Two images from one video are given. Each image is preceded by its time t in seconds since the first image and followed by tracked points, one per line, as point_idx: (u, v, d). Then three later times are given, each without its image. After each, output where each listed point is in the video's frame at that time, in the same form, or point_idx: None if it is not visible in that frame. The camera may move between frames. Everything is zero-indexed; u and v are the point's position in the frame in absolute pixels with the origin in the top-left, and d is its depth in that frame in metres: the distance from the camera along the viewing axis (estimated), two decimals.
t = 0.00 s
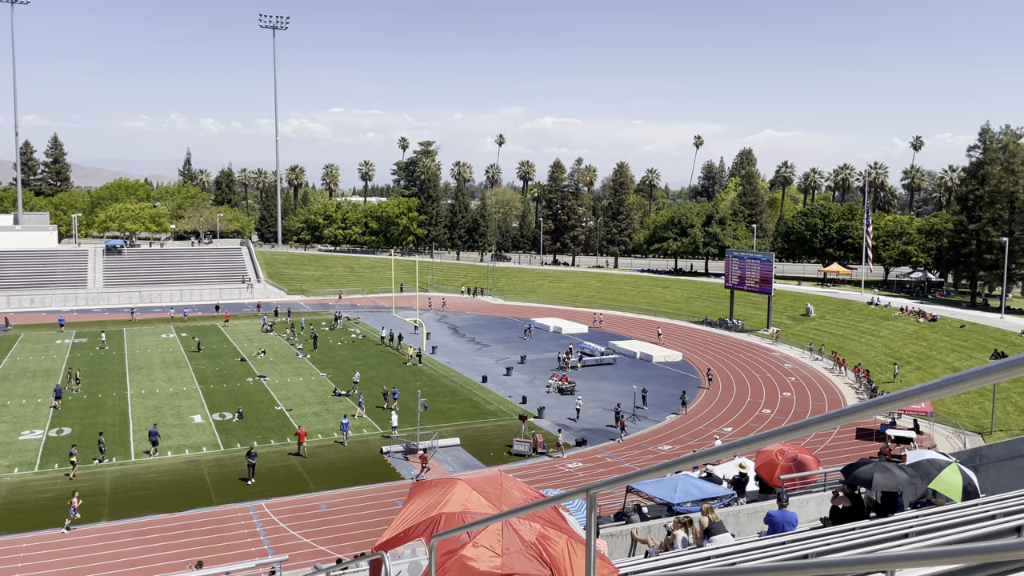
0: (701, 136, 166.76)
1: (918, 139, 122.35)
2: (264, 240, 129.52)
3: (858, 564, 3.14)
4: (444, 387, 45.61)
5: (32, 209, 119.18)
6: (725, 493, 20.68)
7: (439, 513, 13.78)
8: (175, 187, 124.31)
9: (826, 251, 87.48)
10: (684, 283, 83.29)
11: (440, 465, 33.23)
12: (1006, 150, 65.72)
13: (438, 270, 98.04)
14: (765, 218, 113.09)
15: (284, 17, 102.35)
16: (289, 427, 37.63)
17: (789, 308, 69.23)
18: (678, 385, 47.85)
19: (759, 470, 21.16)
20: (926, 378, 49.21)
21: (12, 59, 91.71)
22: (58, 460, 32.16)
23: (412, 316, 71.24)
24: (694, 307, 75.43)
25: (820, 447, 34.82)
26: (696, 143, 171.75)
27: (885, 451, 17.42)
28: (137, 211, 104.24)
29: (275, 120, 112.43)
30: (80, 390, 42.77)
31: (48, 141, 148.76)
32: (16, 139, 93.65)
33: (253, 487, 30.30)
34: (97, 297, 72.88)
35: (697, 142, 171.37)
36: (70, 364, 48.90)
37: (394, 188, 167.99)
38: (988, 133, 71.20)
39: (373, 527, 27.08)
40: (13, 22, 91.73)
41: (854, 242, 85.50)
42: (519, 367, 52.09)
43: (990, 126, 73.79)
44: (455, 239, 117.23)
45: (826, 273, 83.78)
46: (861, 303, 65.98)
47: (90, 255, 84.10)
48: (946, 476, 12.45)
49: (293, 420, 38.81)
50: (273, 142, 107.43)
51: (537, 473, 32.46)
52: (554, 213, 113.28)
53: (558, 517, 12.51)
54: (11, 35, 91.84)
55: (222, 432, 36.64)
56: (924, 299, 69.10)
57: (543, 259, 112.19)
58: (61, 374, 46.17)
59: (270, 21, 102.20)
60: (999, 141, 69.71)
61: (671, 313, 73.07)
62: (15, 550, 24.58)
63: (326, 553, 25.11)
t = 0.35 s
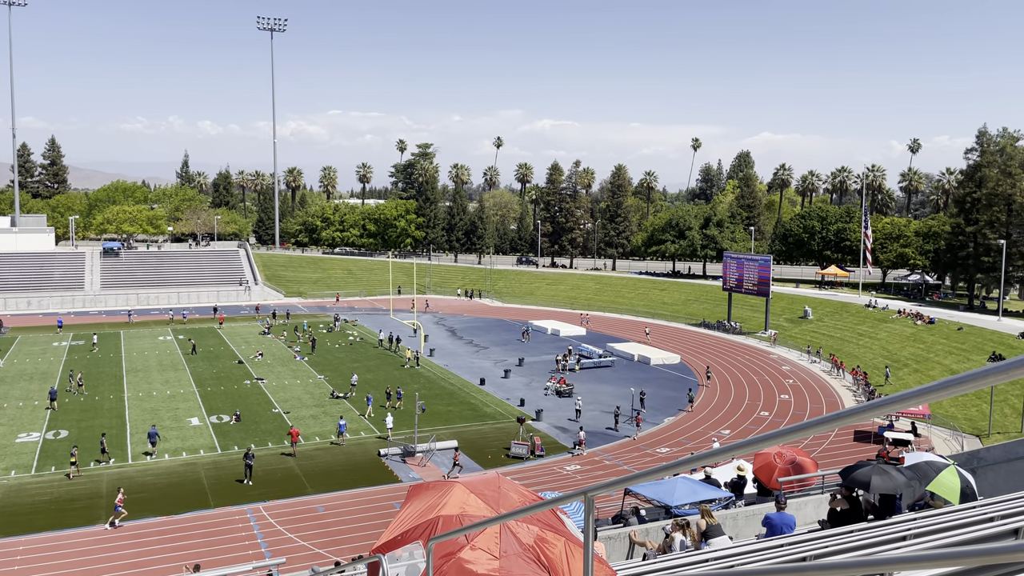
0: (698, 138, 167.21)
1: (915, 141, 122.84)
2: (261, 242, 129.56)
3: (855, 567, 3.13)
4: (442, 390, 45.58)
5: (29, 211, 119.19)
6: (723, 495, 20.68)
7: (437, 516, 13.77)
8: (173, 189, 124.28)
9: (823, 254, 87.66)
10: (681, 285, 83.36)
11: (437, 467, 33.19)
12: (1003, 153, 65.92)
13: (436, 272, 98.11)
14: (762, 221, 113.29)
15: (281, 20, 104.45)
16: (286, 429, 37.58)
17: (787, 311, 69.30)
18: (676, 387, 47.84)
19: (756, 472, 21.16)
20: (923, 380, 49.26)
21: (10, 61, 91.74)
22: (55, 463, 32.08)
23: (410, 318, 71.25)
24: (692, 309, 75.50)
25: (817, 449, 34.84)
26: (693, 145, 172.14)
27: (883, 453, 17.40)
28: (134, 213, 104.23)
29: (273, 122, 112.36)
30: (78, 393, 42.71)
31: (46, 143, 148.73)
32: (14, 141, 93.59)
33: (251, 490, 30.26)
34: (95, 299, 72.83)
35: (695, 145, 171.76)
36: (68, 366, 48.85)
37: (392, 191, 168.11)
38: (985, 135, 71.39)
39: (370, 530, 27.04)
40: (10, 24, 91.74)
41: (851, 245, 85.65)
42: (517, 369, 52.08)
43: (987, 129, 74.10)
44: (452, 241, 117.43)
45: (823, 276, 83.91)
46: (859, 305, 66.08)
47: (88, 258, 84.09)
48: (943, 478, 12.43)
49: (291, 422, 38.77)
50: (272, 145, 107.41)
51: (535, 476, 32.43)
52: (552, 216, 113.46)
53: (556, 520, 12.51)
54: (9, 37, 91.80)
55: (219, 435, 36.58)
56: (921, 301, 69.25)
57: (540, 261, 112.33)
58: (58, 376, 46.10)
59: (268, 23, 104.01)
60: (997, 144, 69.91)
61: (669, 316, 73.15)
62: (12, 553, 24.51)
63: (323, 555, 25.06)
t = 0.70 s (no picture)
0: (698, 141, 167.25)
1: (915, 144, 122.83)
2: (262, 244, 129.59)
3: (856, 570, 3.13)
4: (442, 392, 45.55)
5: (30, 213, 119.20)
6: (724, 498, 20.65)
7: (437, 519, 13.76)
8: (174, 192, 124.32)
9: (824, 256, 87.61)
10: (682, 288, 83.30)
11: (438, 470, 33.17)
12: (1004, 155, 66.01)
13: (436, 274, 98.11)
14: (763, 223, 113.26)
15: (283, 23, 104.83)
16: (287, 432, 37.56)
17: (787, 313, 69.23)
18: (677, 390, 47.80)
19: (757, 475, 21.11)
20: (924, 383, 49.23)
21: (11, 64, 91.82)
22: (55, 465, 32.05)
23: (410, 321, 71.23)
24: (692, 312, 75.49)
25: (818, 452, 34.78)
26: (694, 148, 172.27)
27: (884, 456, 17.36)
28: (135, 215, 104.26)
29: (273, 124, 112.37)
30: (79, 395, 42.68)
31: (46, 145, 148.76)
32: (14, 144, 93.57)
33: (251, 492, 30.23)
34: (95, 302, 72.83)
35: (695, 147, 171.87)
36: (68, 368, 48.80)
37: (392, 193, 168.18)
38: (986, 138, 71.45)
39: (372, 532, 27.00)
40: (12, 26, 91.79)
41: (852, 248, 85.64)
42: (517, 371, 52.06)
43: (988, 131, 74.09)
44: (452, 243, 117.44)
45: (824, 278, 83.88)
46: (860, 307, 66.05)
47: (88, 260, 84.10)
48: (944, 481, 12.43)
49: (291, 424, 38.73)
50: (273, 147, 107.45)
51: (535, 479, 32.39)
52: (553, 218, 113.55)
53: (557, 523, 12.54)
54: (10, 39, 91.80)
55: (219, 437, 36.55)
56: (922, 304, 69.20)
57: (541, 264, 112.36)
58: (58, 378, 46.04)
59: (270, 26, 104.34)
60: (997, 147, 69.92)
61: (670, 318, 73.10)
62: (12, 556, 24.48)
63: (324, 558, 25.01)
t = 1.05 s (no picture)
0: (703, 143, 167.31)
1: (920, 145, 122.53)
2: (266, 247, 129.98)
3: (862, 571, 3.15)
4: (446, 395, 45.56)
5: (35, 216, 119.72)
6: (728, 501, 20.61)
7: (441, 521, 13.77)
8: (179, 194, 124.85)
9: (828, 258, 87.47)
10: (686, 290, 83.23)
11: (442, 472, 33.17)
12: (1008, 157, 65.81)
13: (440, 276, 98.28)
14: (767, 225, 113.13)
15: (286, 26, 107.45)
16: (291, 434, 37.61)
17: (791, 315, 69.11)
18: (681, 392, 47.72)
19: (761, 478, 21.05)
20: (929, 385, 49.10)
21: (18, 67, 92.35)
22: (60, 467, 32.16)
23: (415, 323, 71.35)
24: (696, 314, 75.46)
25: (822, 455, 34.69)
26: (698, 150, 172.22)
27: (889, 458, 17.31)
28: (140, 218, 104.67)
29: (278, 126, 112.66)
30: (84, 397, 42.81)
31: (52, 149, 149.41)
32: (20, 147, 94.01)
33: (254, 494, 30.28)
34: (101, 304, 73.10)
35: (700, 150, 171.82)
36: (73, 370, 48.96)
37: (397, 195, 168.46)
38: (990, 140, 71.26)
39: (375, 535, 27.01)
40: (18, 30, 92.20)
41: (856, 250, 85.41)
42: (521, 374, 52.07)
43: (992, 133, 73.80)
44: (456, 246, 117.50)
45: (828, 281, 83.77)
46: (864, 309, 65.93)
47: (94, 262, 84.39)
48: (950, 483, 12.40)
49: (295, 427, 38.76)
50: (277, 149, 107.88)
51: (539, 481, 32.36)
52: (556, 220, 113.77)
53: (561, 525, 12.56)
54: (17, 42, 92.22)
55: (224, 439, 36.63)
56: (927, 306, 69.00)
57: (545, 266, 112.50)
58: (63, 380, 46.19)
59: (273, 29, 107.24)
60: (1002, 148, 69.70)
61: (674, 320, 73.05)
62: (17, 557, 24.56)
63: (327, 560, 25.04)
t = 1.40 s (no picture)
0: (707, 146, 167.36)
1: (925, 147, 122.20)
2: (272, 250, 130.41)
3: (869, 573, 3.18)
4: (451, 398, 45.59)
5: (42, 220, 120.24)
6: (733, 504, 20.59)
7: (447, 524, 13.80)
8: (184, 198, 125.32)
9: (834, 261, 87.32)
10: (691, 293, 83.13)
11: (447, 475, 33.19)
12: (1014, 159, 65.63)
13: (445, 280, 98.34)
14: (772, 228, 112.91)
15: (292, 31, 103.69)
16: (296, 437, 37.70)
17: (797, 318, 68.97)
18: (686, 395, 47.63)
19: (767, 480, 21.00)
20: (935, 388, 48.92)
21: (24, 73, 92.92)
22: (68, 471, 32.29)
23: (420, 326, 71.45)
24: (701, 317, 75.36)
25: (828, 458, 34.57)
26: (703, 153, 172.17)
27: (895, 461, 17.26)
28: (146, 222, 105.02)
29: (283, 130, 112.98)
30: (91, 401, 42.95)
31: (58, 153, 150.08)
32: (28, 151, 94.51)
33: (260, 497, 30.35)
34: (107, 308, 73.39)
35: (704, 153, 171.77)
36: (80, 374, 49.14)
37: (402, 198, 168.73)
38: (996, 142, 71.05)
39: (381, 538, 27.03)
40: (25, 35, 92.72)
41: (861, 252, 85.27)
42: (526, 376, 52.08)
43: (998, 135, 73.60)
44: (461, 249, 117.67)
45: (834, 283, 83.59)
46: (869, 312, 65.75)
47: (100, 266, 84.72)
48: (955, 486, 12.40)
49: (301, 430, 38.85)
50: (282, 153, 108.24)
51: (544, 484, 32.35)
52: (561, 223, 113.79)
53: (567, 528, 12.59)
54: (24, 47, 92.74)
55: (229, 442, 36.73)
56: (932, 308, 68.80)
57: (549, 269, 112.54)
58: (69, 384, 46.36)
59: (279, 33, 103.40)
60: (1008, 150, 69.53)
61: (679, 323, 72.96)
62: (24, 560, 24.64)
63: (333, 563, 25.07)
